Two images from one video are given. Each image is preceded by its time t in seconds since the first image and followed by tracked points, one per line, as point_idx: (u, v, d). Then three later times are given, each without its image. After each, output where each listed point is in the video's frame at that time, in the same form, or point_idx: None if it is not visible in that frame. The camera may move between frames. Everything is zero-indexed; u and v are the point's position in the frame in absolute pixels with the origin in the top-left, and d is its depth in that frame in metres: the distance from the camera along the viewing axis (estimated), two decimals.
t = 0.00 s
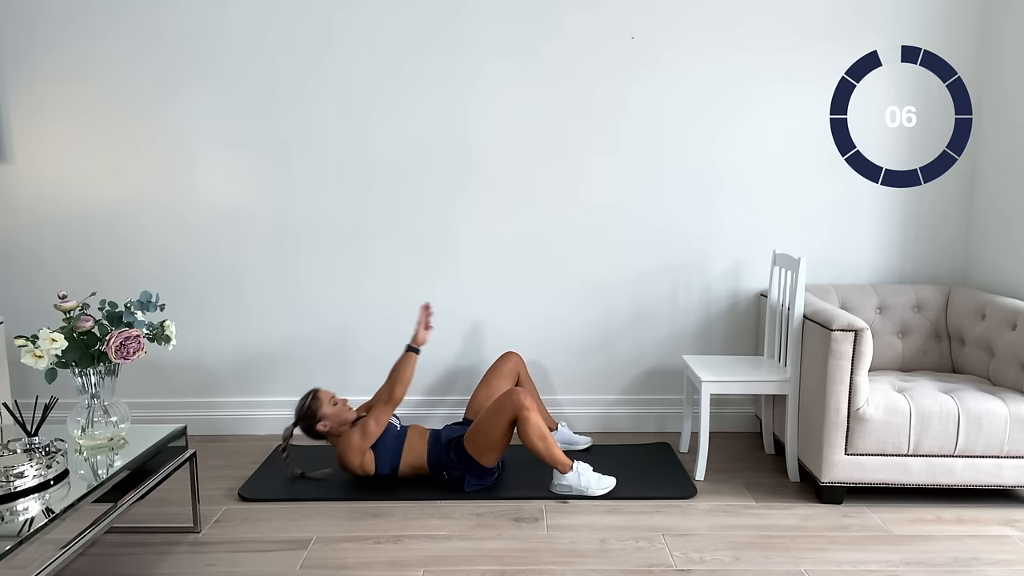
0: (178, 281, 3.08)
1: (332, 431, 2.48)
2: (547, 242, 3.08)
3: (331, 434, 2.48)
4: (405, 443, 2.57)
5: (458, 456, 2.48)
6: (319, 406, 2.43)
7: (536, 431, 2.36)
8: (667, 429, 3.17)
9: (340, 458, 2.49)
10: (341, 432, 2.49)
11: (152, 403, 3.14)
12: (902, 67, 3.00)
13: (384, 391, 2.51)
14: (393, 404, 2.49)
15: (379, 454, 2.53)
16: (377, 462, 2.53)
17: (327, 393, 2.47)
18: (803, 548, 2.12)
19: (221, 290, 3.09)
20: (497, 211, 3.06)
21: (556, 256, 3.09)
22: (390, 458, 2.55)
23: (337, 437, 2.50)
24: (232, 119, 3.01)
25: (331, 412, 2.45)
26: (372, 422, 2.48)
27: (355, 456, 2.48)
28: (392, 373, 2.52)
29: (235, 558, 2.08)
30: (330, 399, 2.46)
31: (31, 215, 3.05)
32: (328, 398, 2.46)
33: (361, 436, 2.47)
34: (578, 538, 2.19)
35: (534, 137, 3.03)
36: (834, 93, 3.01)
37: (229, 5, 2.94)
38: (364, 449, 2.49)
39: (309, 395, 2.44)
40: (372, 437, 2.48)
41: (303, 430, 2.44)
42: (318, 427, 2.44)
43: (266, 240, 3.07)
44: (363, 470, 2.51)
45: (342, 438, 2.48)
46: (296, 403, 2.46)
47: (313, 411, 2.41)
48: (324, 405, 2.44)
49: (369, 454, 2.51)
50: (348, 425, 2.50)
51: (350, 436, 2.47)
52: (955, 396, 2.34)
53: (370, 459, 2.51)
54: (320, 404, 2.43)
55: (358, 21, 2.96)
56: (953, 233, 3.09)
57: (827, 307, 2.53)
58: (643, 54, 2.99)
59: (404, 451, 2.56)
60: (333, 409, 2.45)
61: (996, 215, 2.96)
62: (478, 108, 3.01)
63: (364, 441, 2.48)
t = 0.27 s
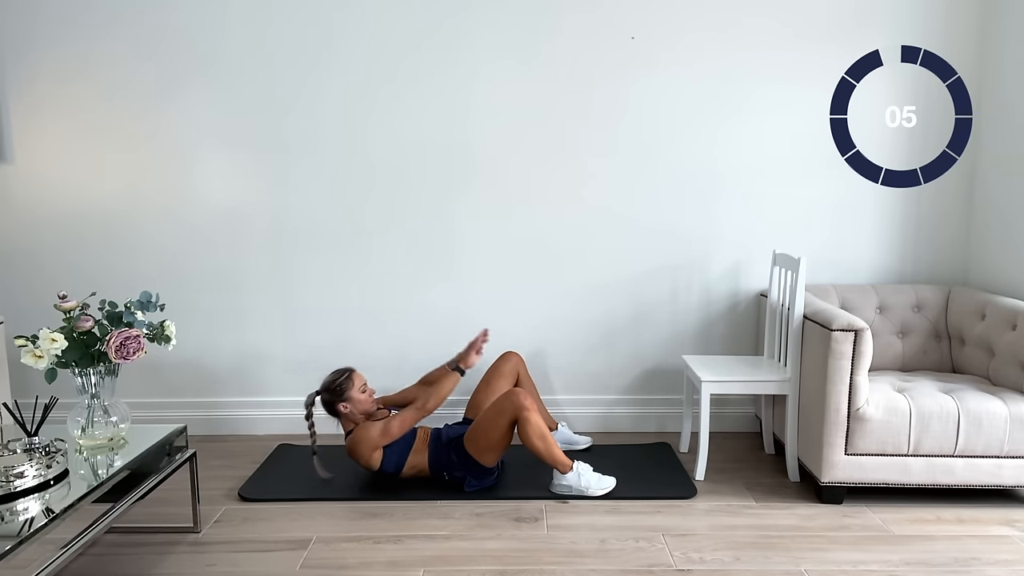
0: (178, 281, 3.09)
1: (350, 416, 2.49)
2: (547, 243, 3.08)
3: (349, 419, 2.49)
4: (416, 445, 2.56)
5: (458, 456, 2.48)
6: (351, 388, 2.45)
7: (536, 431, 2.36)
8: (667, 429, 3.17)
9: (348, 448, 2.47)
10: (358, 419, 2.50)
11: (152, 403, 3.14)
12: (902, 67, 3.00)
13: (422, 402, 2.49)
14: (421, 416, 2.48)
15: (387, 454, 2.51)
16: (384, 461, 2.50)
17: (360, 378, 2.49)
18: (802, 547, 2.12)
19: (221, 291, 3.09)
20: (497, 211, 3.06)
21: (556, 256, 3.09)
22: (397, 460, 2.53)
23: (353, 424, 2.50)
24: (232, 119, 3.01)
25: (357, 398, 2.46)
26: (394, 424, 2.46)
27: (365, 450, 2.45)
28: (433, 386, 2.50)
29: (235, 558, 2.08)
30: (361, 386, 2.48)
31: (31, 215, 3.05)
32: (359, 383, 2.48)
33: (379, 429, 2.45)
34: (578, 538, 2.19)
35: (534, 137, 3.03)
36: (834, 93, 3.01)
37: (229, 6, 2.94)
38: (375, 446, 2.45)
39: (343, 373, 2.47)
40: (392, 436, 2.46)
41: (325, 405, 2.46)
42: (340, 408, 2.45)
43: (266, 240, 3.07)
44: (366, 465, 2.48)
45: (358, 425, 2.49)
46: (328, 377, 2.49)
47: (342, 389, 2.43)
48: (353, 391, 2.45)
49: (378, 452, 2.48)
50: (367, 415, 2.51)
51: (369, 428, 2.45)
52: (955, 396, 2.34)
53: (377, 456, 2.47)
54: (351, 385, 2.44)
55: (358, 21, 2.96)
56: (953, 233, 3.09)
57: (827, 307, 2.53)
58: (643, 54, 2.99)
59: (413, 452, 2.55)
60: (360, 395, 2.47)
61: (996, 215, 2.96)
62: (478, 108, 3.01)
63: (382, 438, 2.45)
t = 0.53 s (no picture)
0: (178, 281, 3.09)
1: (357, 410, 2.50)
2: (547, 243, 3.08)
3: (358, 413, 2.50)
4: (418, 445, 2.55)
5: (459, 456, 2.49)
6: (362, 381, 2.47)
7: (536, 431, 2.36)
8: (667, 429, 3.17)
9: (354, 441, 2.48)
10: (366, 413, 2.50)
11: (153, 403, 3.14)
12: (902, 67, 3.00)
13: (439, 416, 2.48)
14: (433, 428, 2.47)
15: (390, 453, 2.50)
16: (387, 459, 2.50)
17: (372, 372, 2.51)
18: (802, 548, 2.12)
19: (221, 291, 3.09)
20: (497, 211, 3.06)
21: (556, 256, 3.09)
22: (399, 460, 2.52)
23: (360, 418, 2.51)
24: (232, 119, 3.01)
25: (367, 392, 2.48)
26: (404, 426, 2.46)
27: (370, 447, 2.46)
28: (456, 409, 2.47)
29: (235, 558, 2.08)
30: (372, 381, 2.50)
31: (31, 215, 3.05)
32: (370, 378, 2.50)
33: (387, 425, 2.46)
34: (578, 538, 2.19)
35: (534, 137, 3.03)
36: (834, 93, 3.01)
37: (229, 6, 2.94)
38: (379, 444, 2.46)
39: (357, 366, 2.49)
40: (400, 437, 2.46)
41: (335, 395, 2.49)
42: (348, 400, 2.47)
43: (266, 240, 3.07)
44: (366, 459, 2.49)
45: (365, 420, 2.49)
46: (343, 367, 2.51)
47: (352, 381, 2.46)
48: (364, 385, 2.47)
49: (381, 450, 2.48)
50: (375, 411, 2.51)
51: (377, 423, 2.46)
52: (955, 396, 2.34)
53: (380, 454, 2.48)
54: (362, 378, 2.47)
55: (358, 21, 2.96)
56: (953, 233, 3.09)
57: (827, 307, 2.53)
58: (643, 54, 2.99)
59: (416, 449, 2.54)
60: (370, 390, 2.48)
61: (996, 215, 2.96)
62: (478, 109, 3.01)
63: (388, 437, 2.46)
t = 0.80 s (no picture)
0: (178, 281, 3.09)
1: (360, 407, 2.49)
2: (547, 243, 3.08)
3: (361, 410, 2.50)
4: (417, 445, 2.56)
5: (459, 456, 2.48)
6: (367, 378, 2.47)
7: (536, 432, 2.36)
8: (667, 429, 3.17)
9: (356, 439, 2.48)
10: (368, 411, 2.50)
11: (153, 403, 3.14)
12: (902, 67, 3.00)
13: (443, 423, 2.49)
14: (437, 436, 2.48)
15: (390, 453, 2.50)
16: (387, 459, 2.49)
17: (377, 370, 2.51)
18: (802, 547, 2.12)
19: (220, 291, 3.09)
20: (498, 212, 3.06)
21: (556, 256, 3.09)
22: (399, 460, 2.51)
23: (363, 415, 2.50)
24: (232, 119, 3.01)
25: (372, 390, 2.48)
26: (410, 429, 2.47)
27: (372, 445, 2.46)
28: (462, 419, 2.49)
29: (235, 558, 2.08)
30: (378, 379, 2.50)
31: (30, 216, 3.05)
32: (375, 375, 2.50)
33: (391, 424, 2.47)
34: (578, 538, 2.19)
35: (534, 137, 3.03)
36: (834, 93, 3.01)
37: (229, 6, 2.95)
38: (382, 443, 2.46)
39: (362, 363, 2.49)
40: (403, 437, 2.47)
41: (339, 391, 2.49)
42: (351, 396, 2.47)
43: (266, 240, 3.07)
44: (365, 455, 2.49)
45: (368, 417, 2.49)
46: (348, 363, 2.52)
47: (357, 378, 2.46)
48: (369, 382, 2.47)
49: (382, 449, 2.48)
50: (378, 409, 2.51)
51: (381, 420, 2.46)
52: (955, 396, 2.34)
53: (381, 452, 2.48)
54: (366, 376, 2.47)
55: (358, 21, 2.96)
56: (953, 233, 3.09)
57: (827, 307, 2.53)
58: (643, 54, 2.99)
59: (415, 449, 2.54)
60: (375, 389, 2.48)
61: (996, 215, 2.96)
62: (478, 109, 3.01)
63: (389, 435, 2.45)
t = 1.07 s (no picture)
0: (178, 281, 3.09)
1: (361, 407, 2.50)
2: (547, 243, 3.08)
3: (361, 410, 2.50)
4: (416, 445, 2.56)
5: (458, 456, 2.48)
6: (367, 378, 2.47)
7: (535, 432, 2.36)
8: (667, 429, 3.17)
9: (356, 438, 2.48)
10: (369, 411, 2.50)
11: (153, 403, 3.14)
12: (902, 67, 3.00)
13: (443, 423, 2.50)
14: (438, 436, 2.48)
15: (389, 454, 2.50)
16: (387, 459, 2.49)
17: (377, 370, 2.51)
18: (802, 547, 2.12)
19: (221, 291, 3.09)
20: (498, 212, 3.06)
21: (556, 256, 3.09)
22: (399, 460, 2.51)
23: (363, 415, 2.50)
24: (232, 119, 3.01)
25: (372, 390, 2.48)
26: (411, 428, 2.48)
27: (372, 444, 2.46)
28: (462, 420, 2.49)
29: (235, 558, 2.08)
30: (378, 378, 2.50)
31: (31, 215, 3.05)
32: (376, 375, 2.50)
33: (391, 423, 2.47)
34: (578, 538, 2.19)
35: (534, 137, 3.03)
36: (834, 94, 3.01)
37: (229, 6, 2.95)
38: (382, 443, 2.46)
39: (362, 363, 2.49)
40: (403, 437, 2.47)
41: (340, 390, 2.49)
42: (351, 396, 2.47)
43: (266, 240, 3.07)
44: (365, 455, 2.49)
45: (368, 417, 2.49)
46: (348, 363, 2.52)
47: (358, 377, 2.46)
48: (369, 381, 2.48)
49: (383, 449, 2.48)
50: (378, 408, 2.51)
51: (381, 420, 2.46)
52: (955, 396, 2.34)
53: (382, 452, 2.48)
54: (366, 375, 2.47)
55: (358, 21, 2.96)
56: (953, 233, 3.09)
57: (827, 307, 2.53)
58: (643, 54, 2.99)
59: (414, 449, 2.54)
60: (375, 388, 2.49)
61: (996, 215, 2.96)
62: (478, 109, 3.01)
63: (389, 435, 2.45)
